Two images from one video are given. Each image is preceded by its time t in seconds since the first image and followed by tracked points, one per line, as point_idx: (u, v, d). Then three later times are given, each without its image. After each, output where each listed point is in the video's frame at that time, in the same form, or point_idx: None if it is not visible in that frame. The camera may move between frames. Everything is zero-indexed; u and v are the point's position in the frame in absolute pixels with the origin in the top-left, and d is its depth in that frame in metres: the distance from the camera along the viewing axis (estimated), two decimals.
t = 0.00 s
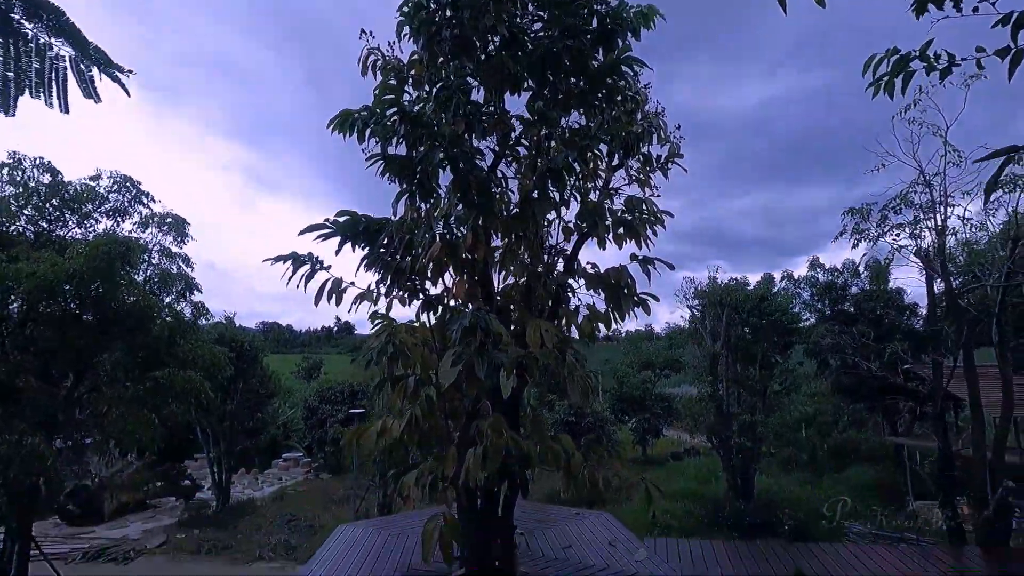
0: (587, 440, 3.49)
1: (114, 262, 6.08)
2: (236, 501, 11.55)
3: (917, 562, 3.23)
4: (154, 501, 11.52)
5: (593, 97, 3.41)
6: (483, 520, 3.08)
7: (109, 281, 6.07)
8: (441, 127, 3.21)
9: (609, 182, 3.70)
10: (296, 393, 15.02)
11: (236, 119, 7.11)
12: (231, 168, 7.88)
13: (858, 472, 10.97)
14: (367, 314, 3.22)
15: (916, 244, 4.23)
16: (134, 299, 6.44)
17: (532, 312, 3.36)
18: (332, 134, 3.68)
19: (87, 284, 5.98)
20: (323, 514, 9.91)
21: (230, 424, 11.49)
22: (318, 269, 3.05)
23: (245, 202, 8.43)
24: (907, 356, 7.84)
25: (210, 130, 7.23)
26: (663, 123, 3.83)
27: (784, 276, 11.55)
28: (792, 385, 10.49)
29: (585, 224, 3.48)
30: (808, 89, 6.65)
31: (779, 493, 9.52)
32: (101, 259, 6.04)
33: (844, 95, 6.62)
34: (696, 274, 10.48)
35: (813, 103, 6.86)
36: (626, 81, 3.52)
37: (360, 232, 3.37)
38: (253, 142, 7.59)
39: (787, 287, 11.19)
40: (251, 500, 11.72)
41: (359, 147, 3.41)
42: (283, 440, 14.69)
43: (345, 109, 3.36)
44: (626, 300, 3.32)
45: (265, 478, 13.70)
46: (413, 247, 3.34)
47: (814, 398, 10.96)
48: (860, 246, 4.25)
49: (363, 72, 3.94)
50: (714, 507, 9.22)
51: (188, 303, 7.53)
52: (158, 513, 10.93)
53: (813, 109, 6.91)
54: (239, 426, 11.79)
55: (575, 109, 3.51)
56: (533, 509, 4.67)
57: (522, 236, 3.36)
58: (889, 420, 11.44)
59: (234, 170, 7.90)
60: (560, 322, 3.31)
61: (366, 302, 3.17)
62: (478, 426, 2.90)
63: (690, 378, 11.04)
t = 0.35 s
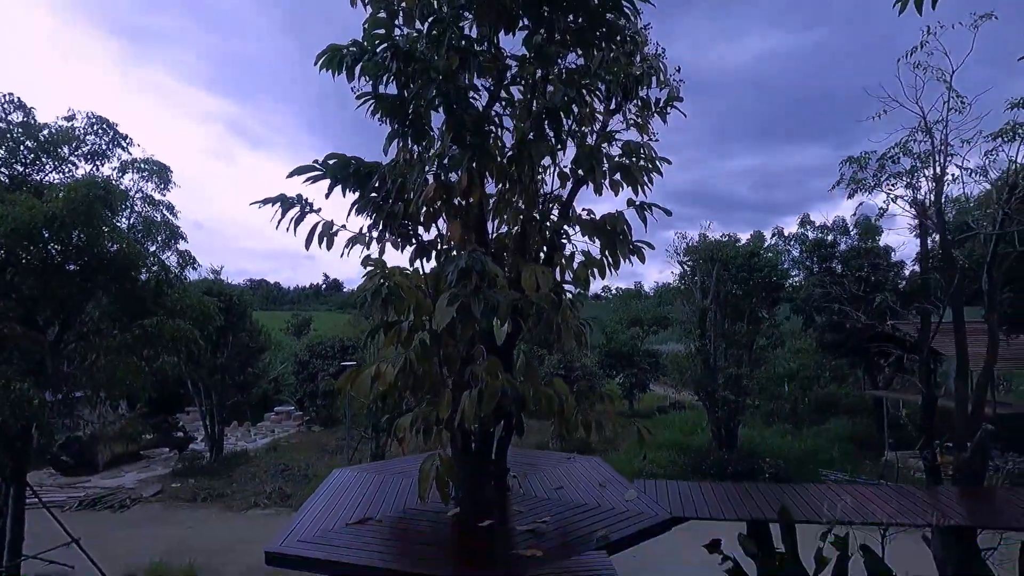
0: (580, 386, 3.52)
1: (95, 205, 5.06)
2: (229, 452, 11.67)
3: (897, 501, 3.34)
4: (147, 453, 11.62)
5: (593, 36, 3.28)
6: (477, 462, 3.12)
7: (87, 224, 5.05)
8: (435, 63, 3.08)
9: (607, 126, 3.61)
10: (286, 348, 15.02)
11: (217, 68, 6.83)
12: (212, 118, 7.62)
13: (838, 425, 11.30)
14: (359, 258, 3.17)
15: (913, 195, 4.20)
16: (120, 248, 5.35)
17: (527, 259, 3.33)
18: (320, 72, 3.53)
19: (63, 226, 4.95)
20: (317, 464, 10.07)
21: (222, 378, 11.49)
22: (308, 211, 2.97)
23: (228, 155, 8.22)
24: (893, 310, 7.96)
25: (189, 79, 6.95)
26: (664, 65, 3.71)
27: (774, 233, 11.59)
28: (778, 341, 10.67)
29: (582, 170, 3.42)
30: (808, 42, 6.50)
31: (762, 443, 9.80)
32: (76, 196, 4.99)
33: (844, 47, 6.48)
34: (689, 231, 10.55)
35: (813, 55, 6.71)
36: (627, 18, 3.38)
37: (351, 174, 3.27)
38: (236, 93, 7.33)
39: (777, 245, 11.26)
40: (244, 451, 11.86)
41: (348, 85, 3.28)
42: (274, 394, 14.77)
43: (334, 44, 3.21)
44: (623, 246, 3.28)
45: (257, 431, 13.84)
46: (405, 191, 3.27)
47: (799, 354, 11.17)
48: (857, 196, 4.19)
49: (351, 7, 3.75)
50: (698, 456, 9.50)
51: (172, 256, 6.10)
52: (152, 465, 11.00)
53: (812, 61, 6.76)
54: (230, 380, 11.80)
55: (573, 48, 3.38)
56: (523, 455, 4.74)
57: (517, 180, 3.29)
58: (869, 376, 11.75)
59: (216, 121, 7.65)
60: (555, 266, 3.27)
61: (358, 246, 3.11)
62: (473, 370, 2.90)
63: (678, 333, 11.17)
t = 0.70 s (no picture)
0: (570, 367, 3.51)
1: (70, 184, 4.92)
2: (215, 440, 11.56)
3: (883, 478, 3.38)
4: (131, 441, 11.48)
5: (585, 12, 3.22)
6: (467, 443, 3.11)
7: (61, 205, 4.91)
8: (424, 38, 3.01)
9: (598, 105, 3.56)
10: (271, 335, 14.87)
11: (201, 49, 6.55)
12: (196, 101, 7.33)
13: (821, 409, 11.47)
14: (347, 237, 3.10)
15: (899, 178, 4.23)
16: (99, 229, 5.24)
17: (517, 239, 3.29)
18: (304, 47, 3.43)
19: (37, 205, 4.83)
20: (304, 450, 10.02)
21: (206, 365, 11.35)
22: (294, 188, 2.90)
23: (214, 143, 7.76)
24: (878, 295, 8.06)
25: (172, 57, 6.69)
26: (656, 44, 3.66)
27: (761, 220, 11.65)
28: (764, 326, 10.77)
29: (573, 150, 3.37)
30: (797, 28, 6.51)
31: (747, 427, 9.92)
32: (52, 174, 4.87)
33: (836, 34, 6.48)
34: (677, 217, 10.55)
35: (804, 42, 6.70)
36: None
37: (337, 151, 3.19)
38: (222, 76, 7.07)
39: (764, 232, 11.32)
40: (231, 438, 11.75)
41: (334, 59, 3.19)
42: (260, 381, 14.63)
43: (319, 17, 3.11)
44: (615, 225, 3.25)
45: (243, 419, 13.72)
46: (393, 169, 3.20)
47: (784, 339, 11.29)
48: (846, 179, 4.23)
49: None
50: (686, 440, 9.59)
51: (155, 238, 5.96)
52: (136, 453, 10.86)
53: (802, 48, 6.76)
54: (215, 367, 11.65)
55: (565, 24, 3.32)
56: (512, 437, 4.73)
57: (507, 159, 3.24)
58: (852, 361, 11.94)
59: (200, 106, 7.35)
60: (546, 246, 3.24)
61: (345, 225, 3.05)
62: (464, 349, 2.88)
63: (665, 320, 11.22)
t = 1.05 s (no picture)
0: (540, 341, 3.45)
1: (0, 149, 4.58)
2: (175, 420, 11.22)
3: (844, 447, 3.46)
4: (84, 422, 11.02)
5: None
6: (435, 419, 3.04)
7: None
8: None
9: (570, 72, 3.45)
10: (232, 312, 14.39)
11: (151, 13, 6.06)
12: (146, 67, 6.84)
13: (780, 382, 11.84)
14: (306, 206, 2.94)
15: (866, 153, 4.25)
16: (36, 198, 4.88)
17: (486, 210, 3.19)
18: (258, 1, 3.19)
19: None
20: (269, 430, 9.82)
21: (163, 343, 10.92)
22: (248, 152, 2.71)
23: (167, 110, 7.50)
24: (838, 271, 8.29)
25: (114, 22, 6.16)
26: (630, 9, 3.55)
27: (728, 197, 11.78)
28: (730, 302, 10.98)
29: (544, 118, 3.26)
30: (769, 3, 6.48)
31: (711, 401, 10.19)
32: None
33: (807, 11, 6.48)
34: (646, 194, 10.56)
35: (776, 17, 6.68)
36: None
37: (295, 115, 3.00)
38: (172, 45, 6.57)
39: (731, 209, 11.46)
40: (191, 418, 11.42)
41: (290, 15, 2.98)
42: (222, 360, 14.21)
43: None
44: (587, 197, 3.17)
45: (204, 398, 13.33)
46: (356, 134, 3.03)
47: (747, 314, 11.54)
48: (814, 155, 4.23)
49: None
50: (652, 414, 9.76)
51: (99, 208, 5.54)
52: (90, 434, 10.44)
53: (773, 24, 6.75)
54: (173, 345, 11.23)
55: None
56: (483, 412, 4.69)
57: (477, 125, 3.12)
58: (811, 336, 12.33)
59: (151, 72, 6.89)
60: (517, 218, 3.15)
61: (305, 193, 2.89)
62: (432, 323, 2.78)
63: (633, 296, 11.32)
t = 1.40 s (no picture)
0: (502, 320, 3.33)
1: None
2: (118, 406, 10.63)
3: (804, 422, 3.50)
4: (17, 411, 10.33)
5: None
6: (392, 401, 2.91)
7: None
8: None
9: (533, 38, 3.28)
10: (180, 294, 13.67)
11: None
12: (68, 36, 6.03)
13: (736, 360, 12.15)
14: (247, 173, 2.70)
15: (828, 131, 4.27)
16: None
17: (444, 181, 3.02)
18: None
19: None
20: (221, 415, 9.41)
21: (104, 326, 10.28)
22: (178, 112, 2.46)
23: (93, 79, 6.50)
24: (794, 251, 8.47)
25: None
26: None
27: (689, 178, 11.87)
28: (690, 282, 11.13)
29: (507, 85, 3.09)
30: None
31: (670, 379, 10.37)
32: None
33: None
34: (609, 172, 10.50)
35: None
36: None
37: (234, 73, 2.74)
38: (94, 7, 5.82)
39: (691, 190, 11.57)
40: (136, 405, 10.85)
41: None
42: (170, 343, 13.54)
43: None
44: (551, 169, 3.04)
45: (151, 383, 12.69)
46: (303, 97, 2.80)
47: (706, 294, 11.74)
48: (777, 132, 4.20)
49: None
50: (614, 392, 9.87)
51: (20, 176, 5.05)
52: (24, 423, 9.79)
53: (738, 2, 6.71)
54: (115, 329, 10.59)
55: None
56: (445, 393, 4.55)
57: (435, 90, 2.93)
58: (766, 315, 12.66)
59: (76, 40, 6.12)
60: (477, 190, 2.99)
61: (245, 159, 2.66)
62: (387, 300, 2.62)
63: (595, 277, 11.33)
